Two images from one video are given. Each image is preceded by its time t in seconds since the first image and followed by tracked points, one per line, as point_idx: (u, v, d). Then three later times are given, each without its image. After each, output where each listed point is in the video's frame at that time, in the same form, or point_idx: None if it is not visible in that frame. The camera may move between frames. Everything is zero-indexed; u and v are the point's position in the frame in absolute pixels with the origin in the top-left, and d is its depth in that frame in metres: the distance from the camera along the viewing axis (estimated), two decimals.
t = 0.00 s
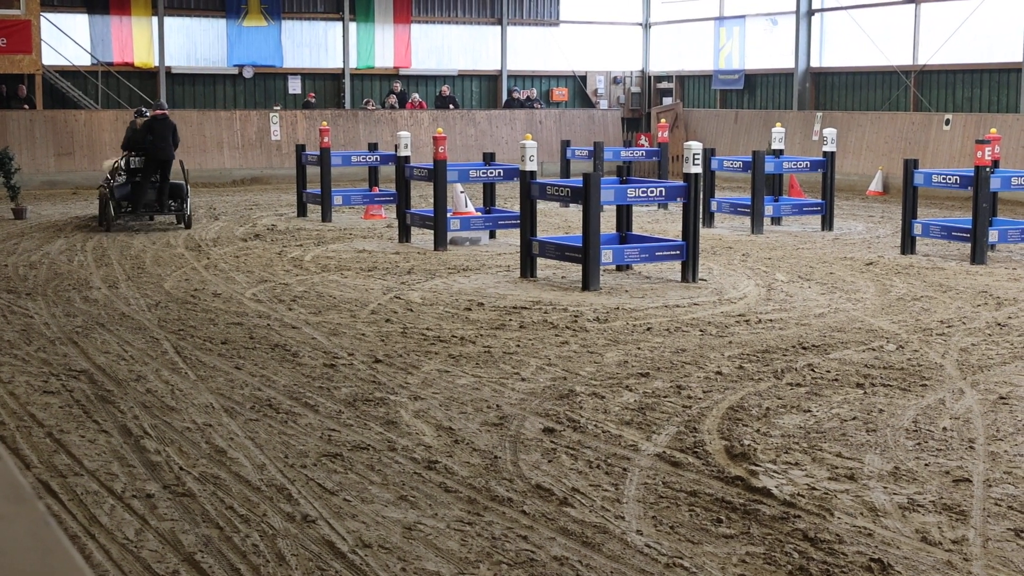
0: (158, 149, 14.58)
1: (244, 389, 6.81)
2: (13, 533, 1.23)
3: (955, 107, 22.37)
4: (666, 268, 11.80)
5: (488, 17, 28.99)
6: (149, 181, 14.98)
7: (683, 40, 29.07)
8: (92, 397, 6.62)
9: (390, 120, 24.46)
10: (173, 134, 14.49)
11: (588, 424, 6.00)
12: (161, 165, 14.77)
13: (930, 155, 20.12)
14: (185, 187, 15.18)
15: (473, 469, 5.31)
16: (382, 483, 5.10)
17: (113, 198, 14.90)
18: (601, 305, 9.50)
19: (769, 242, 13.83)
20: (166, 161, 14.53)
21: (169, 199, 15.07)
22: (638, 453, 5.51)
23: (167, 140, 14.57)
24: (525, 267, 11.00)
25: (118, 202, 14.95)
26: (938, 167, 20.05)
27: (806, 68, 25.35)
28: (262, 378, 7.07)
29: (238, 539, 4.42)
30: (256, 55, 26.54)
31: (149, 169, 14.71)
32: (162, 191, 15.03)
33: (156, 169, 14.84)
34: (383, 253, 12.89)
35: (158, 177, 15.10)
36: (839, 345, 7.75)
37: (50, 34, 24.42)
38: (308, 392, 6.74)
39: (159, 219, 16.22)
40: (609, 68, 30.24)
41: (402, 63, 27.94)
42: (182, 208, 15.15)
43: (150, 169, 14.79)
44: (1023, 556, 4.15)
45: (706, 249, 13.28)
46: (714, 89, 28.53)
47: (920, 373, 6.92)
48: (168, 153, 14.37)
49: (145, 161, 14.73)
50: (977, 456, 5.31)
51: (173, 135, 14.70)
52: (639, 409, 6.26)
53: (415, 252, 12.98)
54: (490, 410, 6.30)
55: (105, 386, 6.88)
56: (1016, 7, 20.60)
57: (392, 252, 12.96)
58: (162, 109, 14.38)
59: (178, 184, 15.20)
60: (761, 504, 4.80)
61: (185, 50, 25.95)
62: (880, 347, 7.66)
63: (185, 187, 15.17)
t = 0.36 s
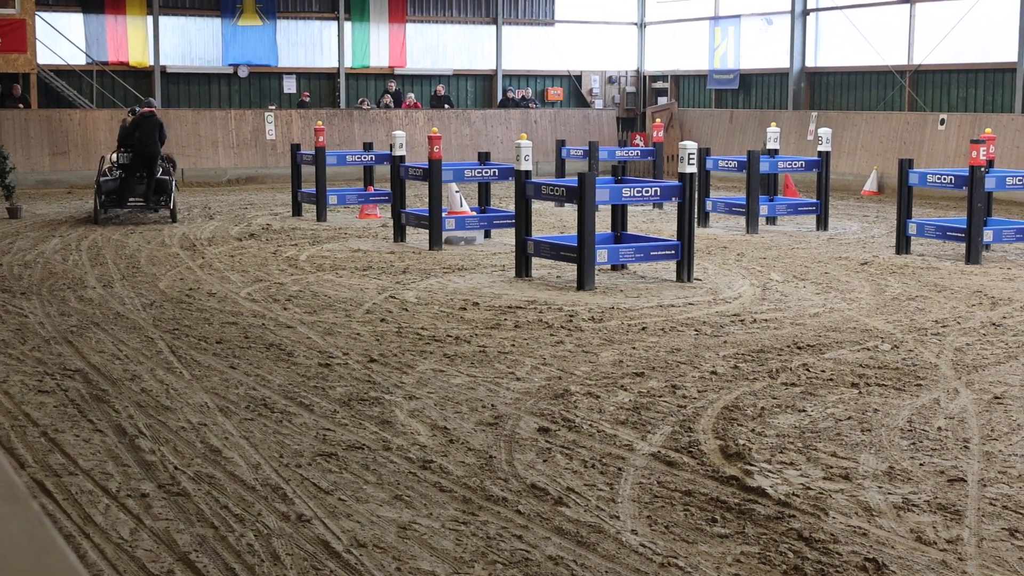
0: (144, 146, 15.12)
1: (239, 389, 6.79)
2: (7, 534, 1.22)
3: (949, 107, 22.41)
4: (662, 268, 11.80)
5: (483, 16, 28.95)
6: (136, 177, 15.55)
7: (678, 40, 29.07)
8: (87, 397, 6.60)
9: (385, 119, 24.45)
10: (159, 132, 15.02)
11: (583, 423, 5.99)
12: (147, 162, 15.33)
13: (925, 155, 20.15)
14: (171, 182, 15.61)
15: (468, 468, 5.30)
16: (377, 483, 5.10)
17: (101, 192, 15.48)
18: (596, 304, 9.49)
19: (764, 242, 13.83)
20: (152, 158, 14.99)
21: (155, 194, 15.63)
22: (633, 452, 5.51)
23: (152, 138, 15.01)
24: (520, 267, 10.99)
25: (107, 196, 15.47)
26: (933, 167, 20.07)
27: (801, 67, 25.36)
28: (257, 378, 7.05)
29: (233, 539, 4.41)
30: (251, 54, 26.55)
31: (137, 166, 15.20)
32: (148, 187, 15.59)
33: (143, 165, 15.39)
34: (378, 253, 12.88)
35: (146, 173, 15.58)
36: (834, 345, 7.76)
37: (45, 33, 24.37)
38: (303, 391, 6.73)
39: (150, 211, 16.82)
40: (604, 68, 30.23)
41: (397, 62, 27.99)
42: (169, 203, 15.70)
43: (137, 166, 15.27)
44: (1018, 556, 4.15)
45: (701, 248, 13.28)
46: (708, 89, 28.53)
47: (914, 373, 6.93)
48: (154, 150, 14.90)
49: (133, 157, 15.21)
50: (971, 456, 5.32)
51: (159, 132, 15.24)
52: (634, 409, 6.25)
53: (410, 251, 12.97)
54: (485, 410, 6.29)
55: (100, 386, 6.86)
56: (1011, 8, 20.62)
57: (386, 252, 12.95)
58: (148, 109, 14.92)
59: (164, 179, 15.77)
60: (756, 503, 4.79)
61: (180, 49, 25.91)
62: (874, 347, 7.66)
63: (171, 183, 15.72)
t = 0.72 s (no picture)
0: (140, 145, 15.68)
1: (236, 389, 6.78)
2: (3, 535, 1.22)
3: (946, 107, 22.44)
4: (658, 268, 11.80)
5: (480, 16, 28.95)
6: (132, 173, 16.17)
7: (675, 40, 29.06)
8: (83, 397, 6.59)
9: (381, 120, 24.44)
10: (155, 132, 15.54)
11: (579, 424, 5.99)
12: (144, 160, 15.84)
13: (921, 155, 20.16)
14: (166, 180, 16.11)
15: (464, 469, 5.30)
16: (373, 483, 5.09)
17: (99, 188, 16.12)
18: (593, 304, 9.50)
19: (761, 242, 13.84)
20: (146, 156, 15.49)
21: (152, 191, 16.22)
22: (630, 452, 5.51)
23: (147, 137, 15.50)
24: (517, 267, 10.98)
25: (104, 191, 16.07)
26: (930, 167, 20.09)
27: (797, 68, 25.39)
28: (253, 378, 7.04)
29: (230, 539, 4.40)
30: (248, 54, 26.54)
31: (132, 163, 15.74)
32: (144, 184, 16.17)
33: (140, 163, 15.97)
34: (374, 253, 12.88)
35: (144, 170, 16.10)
36: (831, 345, 7.76)
37: (41, 33, 24.33)
38: (300, 391, 6.72)
39: (154, 207, 17.49)
40: (601, 68, 30.23)
41: (394, 62, 27.99)
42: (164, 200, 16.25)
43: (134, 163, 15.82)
44: (1014, 556, 4.15)
45: (697, 248, 13.29)
46: (705, 89, 28.55)
47: (911, 373, 6.94)
48: (148, 149, 15.43)
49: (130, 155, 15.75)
50: (968, 456, 5.32)
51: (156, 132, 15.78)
52: (631, 409, 6.25)
53: (407, 252, 12.98)
54: (481, 410, 6.29)
55: (96, 386, 6.85)
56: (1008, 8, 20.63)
57: (383, 252, 12.95)
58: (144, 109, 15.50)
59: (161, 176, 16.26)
60: (753, 504, 4.79)
61: (176, 50, 25.90)
62: (871, 347, 7.67)
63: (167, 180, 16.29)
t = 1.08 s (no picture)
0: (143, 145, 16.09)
1: (233, 390, 6.77)
2: (2, 534, 1.23)
3: (943, 108, 22.46)
4: (656, 269, 11.81)
5: (477, 18, 28.96)
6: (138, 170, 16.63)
7: (673, 41, 29.08)
8: (80, 398, 6.58)
9: (379, 121, 24.44)
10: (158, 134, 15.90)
11: (577, 425, 5.98)
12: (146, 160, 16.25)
13: (918, 156, 20.18)
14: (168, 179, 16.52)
15: (462, 470, 5.29)
16: (371, 484, 5.09)
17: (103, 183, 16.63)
18: (590, 306, 9.49)
19: (758, 243, 13.84)
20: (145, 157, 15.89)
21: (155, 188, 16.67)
22: (627, 454, 5.50)
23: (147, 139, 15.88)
24: (515, 269, 10.98)
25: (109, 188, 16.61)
26: (928, 168, 20.10)
27: (795, 69, 25.47)
28: (251, 379, 7.03)
29: (227, 541, 4.39)
30: (245, 56, 26.56)
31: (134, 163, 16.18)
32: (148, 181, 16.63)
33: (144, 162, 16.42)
34: (372, 255, 12.88)
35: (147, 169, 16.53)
36: (828, 346, 7.76)
37: (39, 34, 24.30)
38: (298, 393, 6.72)
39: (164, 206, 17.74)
40: (599, 69, 30.24)
41: (392, 64, 27.98)
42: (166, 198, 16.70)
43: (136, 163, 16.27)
44: (1013, 557, 4.15)
45: (695, 249, 13.30)
46: (703, 90, 28.59)
47: (908, 375, 6.94)
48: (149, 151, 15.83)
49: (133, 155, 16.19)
50: (966, 457, 5.32)
51: (160, 133, 16.17)
52: (628, 410, 6.25)
53: (404, 253, 12.98)
54: (479, 412, 6.28)
55: (93, 388, 6.84)
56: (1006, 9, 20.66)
57: (380, 254, 12.95)
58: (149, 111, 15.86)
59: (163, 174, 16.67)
60: (751, 505, 4.79)
61: (174, 51, 25.89)
62: (869, 349, 7.67)
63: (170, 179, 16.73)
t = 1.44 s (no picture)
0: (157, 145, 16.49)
1: (231, 393, 6.77)
2: (2, 535, 1.26)
3: (941, 110, 22.49)
4: (654, 271, 11.81)
5: (475, 20, 28.96)
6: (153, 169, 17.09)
7: (670, 43, 29.09)
8: (79, 401, 6.57)
9: (377, 123, 24.45)
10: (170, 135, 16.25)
11: (575, 427, 5.97)
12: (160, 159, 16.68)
13: (916, 158, 20.20)
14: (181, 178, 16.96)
15: (460, 472, 5.29)
16: (369, 486, 5.08)
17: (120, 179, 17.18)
18: (588, 308, 9.49)
19: (756, 245, 13.84)
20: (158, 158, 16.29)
21: (168, 186, 17.14)
22: (626, 456, 5.50)
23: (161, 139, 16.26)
24: (513, 271, 10.97)
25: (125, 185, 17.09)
26: (926, 170, 20.11)
27: (793, 70, 25.48)
28: (249, 382, 7.02)
29: (226, 543, 4.38)
30: (245, 57, 26.35)
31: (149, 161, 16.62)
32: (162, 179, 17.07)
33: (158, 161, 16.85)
34: (370, 256, 12.88)
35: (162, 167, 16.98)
36: (826, 348, 7.77)
37: (37, 36, 24.30)
38: (295, 395, 6.71)
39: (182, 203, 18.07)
40: (597, 70, 30.25)
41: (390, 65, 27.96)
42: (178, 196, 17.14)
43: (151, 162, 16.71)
44: (1011, 559, 4.15)
45: (693, 251, 13.30)
46: (701, 92, 28.60)
47: (907, 376, 6.94)
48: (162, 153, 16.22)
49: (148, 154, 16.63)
50: (964, 458, 5.32)
51: (173, 133, 16.57)
52: (626, 412, 6.25)
53: (402, 255, 12.98)
54: (477, 414, 6.27)
55: (91, 390, 6.82)
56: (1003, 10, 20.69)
57: (378, 256, 12.95)
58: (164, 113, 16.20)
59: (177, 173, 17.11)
60: (749, 507, 4.78)
61: (173, 53, 25.90)
62: (867, 350, 7.67)
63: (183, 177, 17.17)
